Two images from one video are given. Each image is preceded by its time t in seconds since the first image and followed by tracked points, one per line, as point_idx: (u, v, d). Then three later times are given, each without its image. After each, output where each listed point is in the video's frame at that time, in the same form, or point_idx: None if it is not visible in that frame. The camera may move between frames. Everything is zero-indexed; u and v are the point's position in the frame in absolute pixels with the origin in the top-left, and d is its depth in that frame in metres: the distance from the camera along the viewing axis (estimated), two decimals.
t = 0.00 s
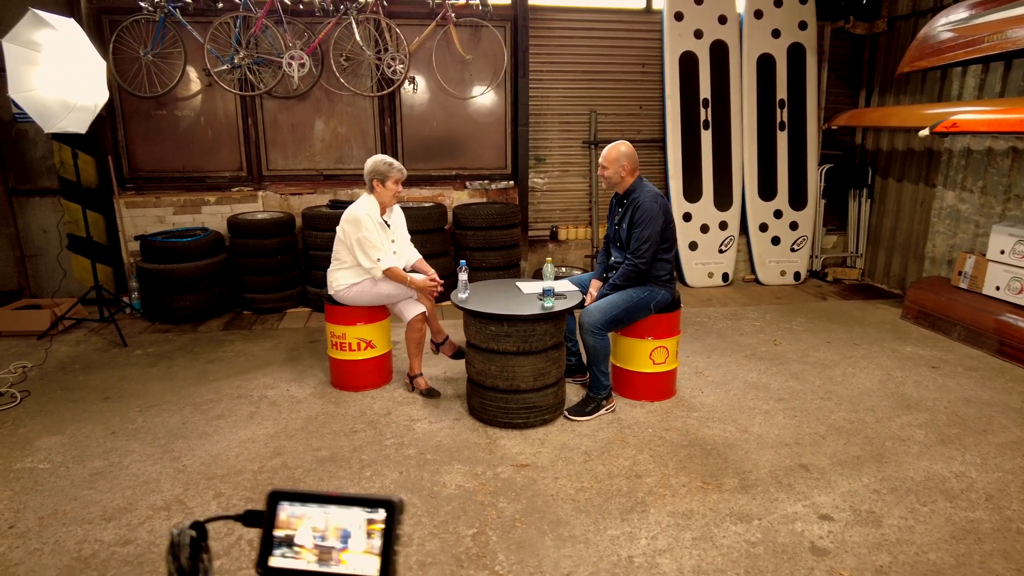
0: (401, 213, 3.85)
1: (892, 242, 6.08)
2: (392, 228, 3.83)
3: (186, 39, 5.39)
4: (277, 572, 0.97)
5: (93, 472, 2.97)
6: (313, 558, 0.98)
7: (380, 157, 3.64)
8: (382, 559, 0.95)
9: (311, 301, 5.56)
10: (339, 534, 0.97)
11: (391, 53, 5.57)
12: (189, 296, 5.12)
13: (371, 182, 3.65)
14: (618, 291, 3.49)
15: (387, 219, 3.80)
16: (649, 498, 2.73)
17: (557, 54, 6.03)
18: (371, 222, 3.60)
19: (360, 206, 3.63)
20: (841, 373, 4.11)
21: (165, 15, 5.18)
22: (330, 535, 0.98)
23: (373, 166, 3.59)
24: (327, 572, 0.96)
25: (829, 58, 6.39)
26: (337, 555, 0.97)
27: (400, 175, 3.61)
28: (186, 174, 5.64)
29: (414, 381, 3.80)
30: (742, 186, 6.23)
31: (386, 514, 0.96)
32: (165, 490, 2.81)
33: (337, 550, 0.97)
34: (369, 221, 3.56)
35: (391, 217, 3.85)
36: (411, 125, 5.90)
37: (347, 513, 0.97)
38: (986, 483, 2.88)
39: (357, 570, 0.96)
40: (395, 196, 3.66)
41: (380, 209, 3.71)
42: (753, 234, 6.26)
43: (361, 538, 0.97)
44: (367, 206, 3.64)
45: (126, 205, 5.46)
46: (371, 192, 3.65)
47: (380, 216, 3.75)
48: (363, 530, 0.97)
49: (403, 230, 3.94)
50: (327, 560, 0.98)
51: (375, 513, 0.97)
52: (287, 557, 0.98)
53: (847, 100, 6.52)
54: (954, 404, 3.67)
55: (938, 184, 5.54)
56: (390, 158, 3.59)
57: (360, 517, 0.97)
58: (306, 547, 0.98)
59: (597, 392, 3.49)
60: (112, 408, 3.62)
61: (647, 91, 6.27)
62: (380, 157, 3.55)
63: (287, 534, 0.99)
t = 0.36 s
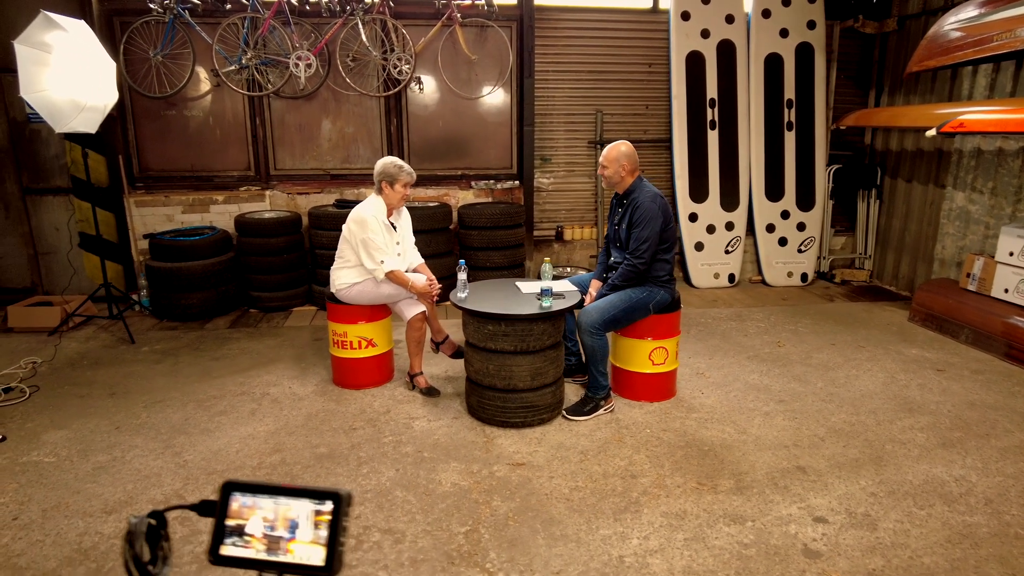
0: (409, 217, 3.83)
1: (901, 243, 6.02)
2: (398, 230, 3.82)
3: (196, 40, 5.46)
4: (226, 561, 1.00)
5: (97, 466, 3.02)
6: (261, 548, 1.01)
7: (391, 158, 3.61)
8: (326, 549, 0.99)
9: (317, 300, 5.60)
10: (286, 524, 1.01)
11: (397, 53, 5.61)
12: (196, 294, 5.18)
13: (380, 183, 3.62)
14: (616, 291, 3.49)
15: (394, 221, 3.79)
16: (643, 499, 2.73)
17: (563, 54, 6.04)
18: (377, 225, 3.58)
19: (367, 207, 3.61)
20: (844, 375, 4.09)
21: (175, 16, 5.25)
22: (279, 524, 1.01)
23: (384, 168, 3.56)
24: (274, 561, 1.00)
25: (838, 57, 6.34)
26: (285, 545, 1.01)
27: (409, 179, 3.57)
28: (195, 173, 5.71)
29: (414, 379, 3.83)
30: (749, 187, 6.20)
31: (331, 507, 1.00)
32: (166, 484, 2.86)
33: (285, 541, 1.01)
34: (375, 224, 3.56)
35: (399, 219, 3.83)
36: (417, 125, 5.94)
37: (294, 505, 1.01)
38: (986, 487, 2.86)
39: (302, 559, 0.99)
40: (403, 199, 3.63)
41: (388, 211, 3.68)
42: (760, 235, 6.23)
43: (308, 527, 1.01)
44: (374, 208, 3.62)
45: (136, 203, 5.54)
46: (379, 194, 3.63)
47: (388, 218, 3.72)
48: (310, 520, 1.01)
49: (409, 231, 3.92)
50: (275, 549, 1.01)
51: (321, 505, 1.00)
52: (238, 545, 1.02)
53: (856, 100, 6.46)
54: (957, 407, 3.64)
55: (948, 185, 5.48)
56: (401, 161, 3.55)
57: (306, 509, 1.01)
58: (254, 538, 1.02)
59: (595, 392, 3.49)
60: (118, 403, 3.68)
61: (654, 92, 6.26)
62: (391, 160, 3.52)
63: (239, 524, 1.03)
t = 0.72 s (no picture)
0: (410, 217, 3.86)
1: (911, 245, 5.95)
2: (399, 230, 3.85)
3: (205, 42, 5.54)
4: (180, 550, 1.04)
5: (100, 461, 3.07)
6: (211, 538, 1.05)
7: (393, 159, 3.65)
8: (274, 540, 1.02)
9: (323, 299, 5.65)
10: (236, 515, 1.04)
11: (403, 55, 5.64)
12: (204, 293, 5.25)
13: (382, 183, 3.65)
14: (616, 292, 3.49)
15: (395, 221, 3.82)
16: (637, 500, 2.73)
17: (569, 55, 6.04)
18: (377, 225, 3.62)
19: (368, 207, 3.65)
20: (847, 379, 4.05)
21: (185, 19, 5.33)
22: (230, 515, 1.05)
23: (385, 169, 3.59)
24: (224, 550, 1.03)
25: (847, 58, 6.29)
26: (235, 535, 1.04)
27: (411, 180, 3.61)
28: (204, 173, 5.78)
29: (415, 378, 3.85)
30: (756, 188, 6.16)
31: (280, 498, 1.04)
32: (166, 480, 2.91)
33: (235, 531, 1.04)
34: (375, 224, 3.59)
35: (400, 219, 3.86)
36: (423, 126, 5.97)
37: (244, 497, 1.05)
38: (986, 492, 2.82)
39: (252, 548, 1.03)
40: (404, 200, 3.66)
41: (388, 211, 3.72)
42: (767, 237, 6.19)
43: (259, 518, 1.04)
44: (375, 208, 3.65)
45: (146, 203, 5.63)
46: (381, 194, 3.67)
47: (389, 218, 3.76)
48: (260, 511, 1.04)
49: (410, 232, 3.95)
50: (225, 539, 1.04)
51: (272, 497, 1.04)
52: (190, 535, 1.05)
53: (865, 101, 6.40)
54: (961, 412, 3.59)
55: (958, 187, 5.41)
56: (403, 162, 3.59)
57: (256, 501, 1.04)
58: (204, 530, 1.05)
59: (594, 393, 3.49)
60: (123, 400, 3.74)
61: (661, 92, 6.24)
62: (393, 160, 3.57)
63: (191, 514, 1.05)
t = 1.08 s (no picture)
0: (410, 214, 3.88)
1: (920, 247, 5.89)
2: (399, 228, 3.87)
3: (215, 43, 5.61)
4: (145, 537, 1.08)
5: (105, 455, 3.13)
6: (174, 526, 1.08)
7: (390, 157, 3.68)
8: (232, 529, 1.05)
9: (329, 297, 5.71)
10: (200, 504, 1.08)
11: (410, 55, 5.68)
12: (212, 291, 5.32)
13: (380, 181, 3.68)
14: (616, 292, 3.49)
15: (395, 219, 3.84)
16: (632, 500, 2.74)
17: (576, 55, 6.05)
18: (375, 223, 3.64)
19: (367, 205, 3.68)
20: (851, 381, 4.02)
21: (195, 20, 5.41)
22: (193, 505, 1.08)
23: (383, 166, 3.62)
24: (186, 538, 1.06)
25: (857, 57, 6.23)
26: (198, 524, 1.07)
27: (408, 176, 3.64)
28: (213, 173, 5.86)
29: (416, 377, 3.88)
30: (764, 188, 6.13)
31: (241, 489, 1.07)
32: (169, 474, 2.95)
33: (198, 519, 1.08)
34: (374, 221, 3.62)
35: (400, 216, 3.88)
36: (430, 126, 6.00)
37: (206, 487, 1.08)
38: (987, 496, 2.79)
39: (212, 537, 1.06)
40: (402, 197, 3.69)
41: (388, 208, 3.74)
42: (774, 237, 6.15)
43: (219, 508, 1.07)
44: (374, 206, 3.68)
45: (156, 202, 5.72)
46: (380, 192, 3.69)
47: (388, 216, 3.78)
48: (221, 501, 1.07)
49: (411, 229, 3.97)
50: (188, 527, 1.08)
51: (232, 488, 1.07)
52: (155, 523, 1.09)
53: (875, 101, 6.35)
54: (966, 415, 3.56)
55: (968, 188, 5.35)
56: (400, 159, 3.62)
57: (217, 491, 1.07)
58: (168, 518, 1.09)
59: (594, 393, 3.50)
60: (131, 395, 3.80)
61: (668, 92, 6.23)
62: (390, 158, 3.60)
63: (156, 503, 1.09)
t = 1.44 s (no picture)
0: (404, 210, 3.94)
1: (930, 248, 5.83)
2: (396, 225, 3.92)
3: (224, 44, 5.69)
4: (108, 523, 1.13)
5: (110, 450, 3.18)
6: (136, 513, 1.13)
7: (381, 156, 3.74)
8: (191, 516, 1.10)
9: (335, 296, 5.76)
10: (164, 491, 1.13)
11: (417, 56, 5.71)
12: (220, 289, 5.39)
13: (373, 179, 3.74)
14: (615, 292, 3.49)
15: (390, 217, 3.90)
16: (627, 499, 2.75)
17: (583, 56, 6.04)
18: (371, 219, 3.70)
19: (362, 203, 3.74)
20: (854, 383, 3.99)
21: (205, 21, 5.49)
22: (155, 492, 1.13)
23: (375, 165, 3.69)
24: (148, 524, 1.12)
25: (867, 57, 6.18)
26: (159, 511, 1.13)
27: (400, 172, 3.70)
28: (223, 172, 5.93)
29: (418, 375, 3.91)
30: (771, 189, 6.09)
31: (202, 478, 1.12)
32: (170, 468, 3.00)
33: (159, 507, 1.13)
34: (370, 218, 3.67)
35: (394, 214, 3.95)
36: (437, 126, 6.04)
37: (168, 475, 1.13)
38: (986, 500, 2.77)
39: (171, 523, 1.12)
40: (396, 193, 3.74)
41: (383, 206, 3.80)
42: (782, 238, 6.11)
43: (179, 496, 1.13)
44: (369, 204, 3.74)
45: (167, 201, 5.82)
46: (373, 190, 3.75)
47: (384, 214, 3.84)
48: (181, 489, 1.13)
49: (407, 226, 4.01)
50: (149, 514, 1.13)
51: (191, 476, 1.12)
52: (118, 510, 1.14)
53: (885, 101, 6.29)
54: (970, 419, 3.52)
55: (979, 189, 5.29)
56: (390, 156, 3.68)
57: (178, 480, 1.13)
58: (131, 505, 1.14)
59: (593, 393, 3.50)
60: (137, 391, 3.87)
61: (675, 92, 6.21)
62: (381, 155, 3.66)
63: (121, 490, 1.15)
